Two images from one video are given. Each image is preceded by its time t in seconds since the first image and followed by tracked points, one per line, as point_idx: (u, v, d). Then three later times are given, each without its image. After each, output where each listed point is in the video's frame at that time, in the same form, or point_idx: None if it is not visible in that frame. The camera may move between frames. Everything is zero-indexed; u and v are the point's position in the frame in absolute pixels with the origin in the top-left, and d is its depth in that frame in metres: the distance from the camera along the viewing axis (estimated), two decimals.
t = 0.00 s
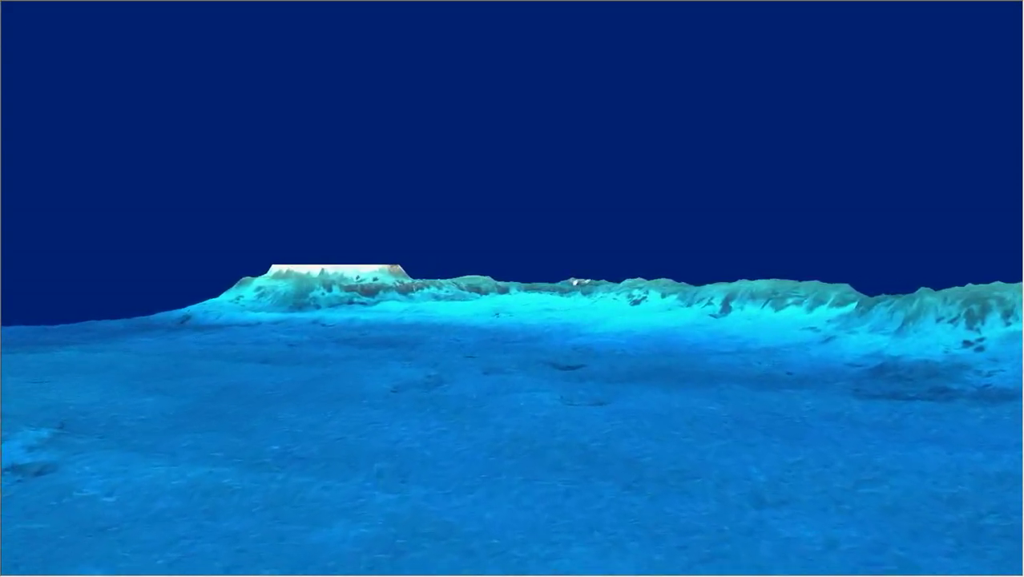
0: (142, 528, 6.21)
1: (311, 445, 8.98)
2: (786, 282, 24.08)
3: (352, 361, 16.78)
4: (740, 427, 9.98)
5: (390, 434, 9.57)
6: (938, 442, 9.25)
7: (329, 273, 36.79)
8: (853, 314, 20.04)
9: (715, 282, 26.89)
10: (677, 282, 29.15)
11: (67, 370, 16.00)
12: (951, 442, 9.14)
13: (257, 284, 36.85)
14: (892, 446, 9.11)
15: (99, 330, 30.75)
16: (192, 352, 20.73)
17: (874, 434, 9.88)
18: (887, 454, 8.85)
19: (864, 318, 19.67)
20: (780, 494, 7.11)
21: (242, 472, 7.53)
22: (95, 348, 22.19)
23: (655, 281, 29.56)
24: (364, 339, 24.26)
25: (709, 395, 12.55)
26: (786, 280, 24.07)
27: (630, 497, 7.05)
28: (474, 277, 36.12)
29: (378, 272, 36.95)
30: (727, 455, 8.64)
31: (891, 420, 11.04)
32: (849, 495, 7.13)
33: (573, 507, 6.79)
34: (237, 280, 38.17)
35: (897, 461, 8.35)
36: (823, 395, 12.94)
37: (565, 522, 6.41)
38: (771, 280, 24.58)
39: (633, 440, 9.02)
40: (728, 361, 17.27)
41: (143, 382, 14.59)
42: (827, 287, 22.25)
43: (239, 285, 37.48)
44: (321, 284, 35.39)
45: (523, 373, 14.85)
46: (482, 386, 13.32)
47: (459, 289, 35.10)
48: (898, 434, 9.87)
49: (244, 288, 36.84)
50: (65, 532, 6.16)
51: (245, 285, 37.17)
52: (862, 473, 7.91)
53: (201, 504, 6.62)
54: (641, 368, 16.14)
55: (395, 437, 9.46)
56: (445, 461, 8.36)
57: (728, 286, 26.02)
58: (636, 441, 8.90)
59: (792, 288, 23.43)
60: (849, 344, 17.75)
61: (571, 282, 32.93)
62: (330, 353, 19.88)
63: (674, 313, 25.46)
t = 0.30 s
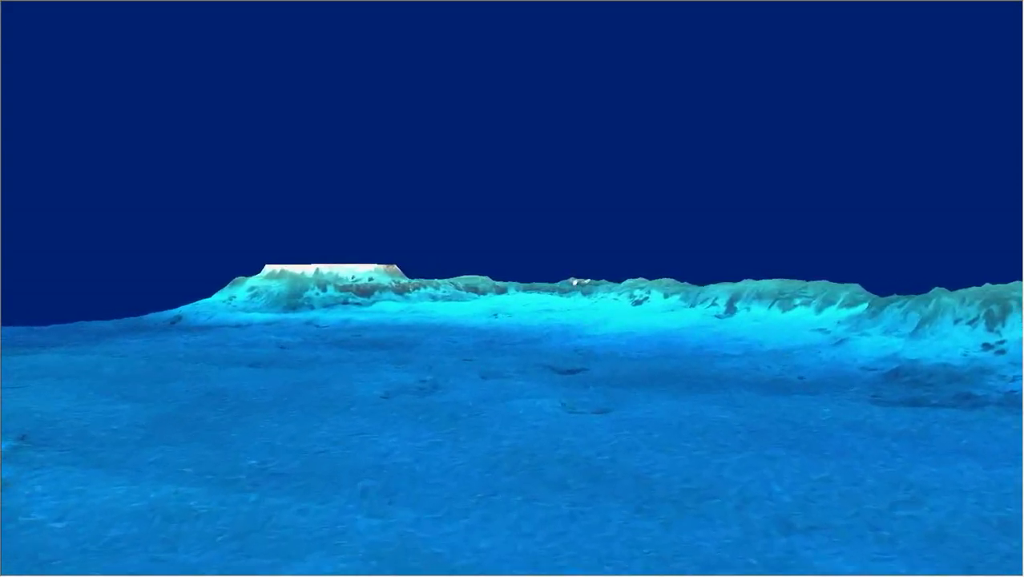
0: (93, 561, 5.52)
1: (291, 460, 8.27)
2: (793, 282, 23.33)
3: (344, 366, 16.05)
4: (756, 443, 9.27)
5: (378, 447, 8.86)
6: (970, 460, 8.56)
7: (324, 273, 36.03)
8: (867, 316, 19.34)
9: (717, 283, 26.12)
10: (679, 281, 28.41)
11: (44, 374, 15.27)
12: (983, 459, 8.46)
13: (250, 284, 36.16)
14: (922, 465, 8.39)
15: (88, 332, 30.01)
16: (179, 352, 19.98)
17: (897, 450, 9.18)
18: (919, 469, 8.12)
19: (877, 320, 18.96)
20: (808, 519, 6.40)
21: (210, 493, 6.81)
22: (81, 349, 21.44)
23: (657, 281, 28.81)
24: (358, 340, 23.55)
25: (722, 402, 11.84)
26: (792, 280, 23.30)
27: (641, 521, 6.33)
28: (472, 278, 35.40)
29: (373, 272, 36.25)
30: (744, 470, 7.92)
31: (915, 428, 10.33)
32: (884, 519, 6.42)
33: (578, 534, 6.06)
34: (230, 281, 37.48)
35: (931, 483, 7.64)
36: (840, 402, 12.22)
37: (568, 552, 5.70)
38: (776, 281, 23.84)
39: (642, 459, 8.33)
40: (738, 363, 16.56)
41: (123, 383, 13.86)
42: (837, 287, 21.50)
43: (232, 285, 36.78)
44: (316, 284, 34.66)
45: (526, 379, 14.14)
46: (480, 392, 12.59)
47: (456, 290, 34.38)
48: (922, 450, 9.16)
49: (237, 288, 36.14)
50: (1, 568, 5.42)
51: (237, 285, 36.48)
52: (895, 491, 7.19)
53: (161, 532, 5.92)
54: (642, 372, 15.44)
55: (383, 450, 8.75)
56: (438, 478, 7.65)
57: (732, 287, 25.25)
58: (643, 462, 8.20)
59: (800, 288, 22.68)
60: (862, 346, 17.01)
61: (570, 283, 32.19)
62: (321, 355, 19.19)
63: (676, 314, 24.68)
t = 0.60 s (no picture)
0: None
1: (268, 477, 7.55)
2: (800, 282, 22.56)
3: (333, 371, 15.30)
4: (777, 456, 8.57)
5: (365, 462, 8.14)
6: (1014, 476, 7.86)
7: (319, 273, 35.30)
8: (879, 317, 18.61)
9: (722, 283, 25.41)
10: (682, 281, 27.71)
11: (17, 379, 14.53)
12: None
13: (243, 284, 35.44)
14: (961, 481, 7.69)
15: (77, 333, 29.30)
16: (165, 356, 19.24)
17: (931, 463, 8.46)
18: (958, 488, 7.40)
19: (891, 321, 18.24)
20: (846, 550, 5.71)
21: (173, 519, 6.10)
22: (62, 351, 20.69)
23: (659, 281, 28.10)
24: (352, 342, 22.82)
25: (735, 410, 11.10)
26: (800, 280, 22.57)
27: (656, 552, 5.61)
28: (469, 278, 34.69)
29: (369, 272, 35.53)
30: (766, 489, 7.20)
31: (944, 439, 9.62)
32: (930, 550, 5.71)
33: (587, 568, 5.35)
34: (223, 281, 36.77)
35: (974, 503, 6.96)
36: (859, 409, 11.51)
37: None
38: (782, 281, 23.14)
39: (655, 474, 7.62)
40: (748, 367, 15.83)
41: (98, 389, 13.12)
42: (848, 287, 20.73)
43: (225, 286, 36.07)
44: (310, 285, 33.92)
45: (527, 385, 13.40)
46: (476, 399, 11.85)
47: (454, 290, 33.66)
48: (959, 463, 8.45)
49: (230, 288, 35.45)
50: None
51: (230, 285, 35.77)
52: (937, 516, 6.48)
53: (111, 568, 5.21)
54: (647, 377, 14.70)
55: (369, 465, 8.03)
56: (428, 499, 6.94)
57: (737, 287, 24.54)
58: (659, 477, 7.51)
59: (808, 288, 21.93)
60: (876, 349, 16.30)
61: (570, 282, 31.48)
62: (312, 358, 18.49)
63: (679, 316, 23.96)
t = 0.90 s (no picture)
0: None
1: (238, 500, 6.81)
2: (808, 282, 21.81)
3: (321, 376, 14.55)
4: (800, 472, 7.83)
5: (348, 480, 7.39)
6: None
7: (313, 273, 34.51)
8: (892, 319, 17.91)
9: (726, 283, 24.65)
10: (685, 280, 26.97)
11: None
12: None
13: (236, 284, 34.66)
14: (1007, 503, 6.94)
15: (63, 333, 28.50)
16: (147, 358, 18.47)
17: (969, 482, 7.71)
18: (1006, 511, 6.66)
19: (905, 323, 17.51)
20: None
21: (123, 553, 5.35)
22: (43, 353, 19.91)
23: (661, 281, 27.35)
24: (344, 344, 22.04)
25: (748, 419, 10.35)
26: (808, 279, 21.81)
27: None
28: (466, 278, 33.92)
29: (364, 272, 34.75)
30: (794, 513, 6.46)
31: (979, 452, 8.88)
32: None
33: None
34: (215, 281, 36.00)
35: None
36: (882, 417, 10.77)
37: None
38: (789, 281, 22.39)
39: (667, 495, 6.88)
40: (759, 372, 15.05)
41: (71, 395, 12.38)
42: (858, 287, 20.03)
43: (217, 286, 35.30)
44: (303, 285, 33.11)
45: (522, 391, 12.66)
46: (471, 407, 11.09)
47: (451, 290, 32.89)
48: (1001, 481, 7.70)
49: (223, 288, 34.68)
50: None
51: (222, 285, 35.00)
52: (992, 546, 5.74)
53: None
54: (653, 383, 13.96)
55: (352, 484, 7.27)
56: (416, 526, 6.20)
57: (743, 287, 23.79)
58: (672, 498, 6.77)
59: (816, 288, 21.22)
60: (892, 352, 15.56)
61: (570, 282, 30.73)
62: (304, 361, 17.75)
63: (683, 317, 23.21)
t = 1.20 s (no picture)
0: None
1: (200, 528, 6.02)
2: (817, 282, 21.03)
3: (307, 381, 13.74)
4: (831, 492, 7.06)
5: (327, 503, 6.60)
6: None
7: (307, 273, 33.69)
8: (908, 321, 17.13)
9: (732, 283, 23.87)
10: (688, 280, 26.18)
11: None
12: None
13: (228, 285, 33.86)
14: None
15: (47, 334, 27.66)
16: (129, 361, 17.66)
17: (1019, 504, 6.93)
18: None
19: (921, 325, 16.73)
20: None
21: None
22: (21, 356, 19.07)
23: (663, 280, 26.57)
24: (337, 347, 21.21)
25: (766, 430, 9.56)
26: (818, 279, 21.02)
27: None
28: (463, 278, 33.13)
29: (359, 271, 33.95)
30: (831, 544, 5.67)
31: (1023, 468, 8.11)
32: None
33: None
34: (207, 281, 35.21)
35: None
36: (908, 427, 9.99)
37: None
38: (798, 280, 21.59)
39: (685, 522, 6.10)
40: (771, 377, 14.25)
41: (38, 403, 11.57)
42: (870, 287, 19.24)
43: (208, 287, 34.51)
44: (296, 285, 32.30)
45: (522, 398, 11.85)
46: (466, 416, 10.29)
47: (447, 291, 32.10)
48: None
49: (214, 288, 33.88)
50: None
51: (214, 286, 34.20)
52: None
53: None
54: (659, 389, 13.16)
55: (330, 508, 6.49)
56: (401, 560, 5.44)
57: (749, 287, 23.00)
58: (692, 526, 6.00)
59: (826, 288, 20.43)
60: (911, 356, 14.77)
61: (569, 282, 29.94)
62: (291, 365, 16.96)
63: (687, 318, 22.42)
